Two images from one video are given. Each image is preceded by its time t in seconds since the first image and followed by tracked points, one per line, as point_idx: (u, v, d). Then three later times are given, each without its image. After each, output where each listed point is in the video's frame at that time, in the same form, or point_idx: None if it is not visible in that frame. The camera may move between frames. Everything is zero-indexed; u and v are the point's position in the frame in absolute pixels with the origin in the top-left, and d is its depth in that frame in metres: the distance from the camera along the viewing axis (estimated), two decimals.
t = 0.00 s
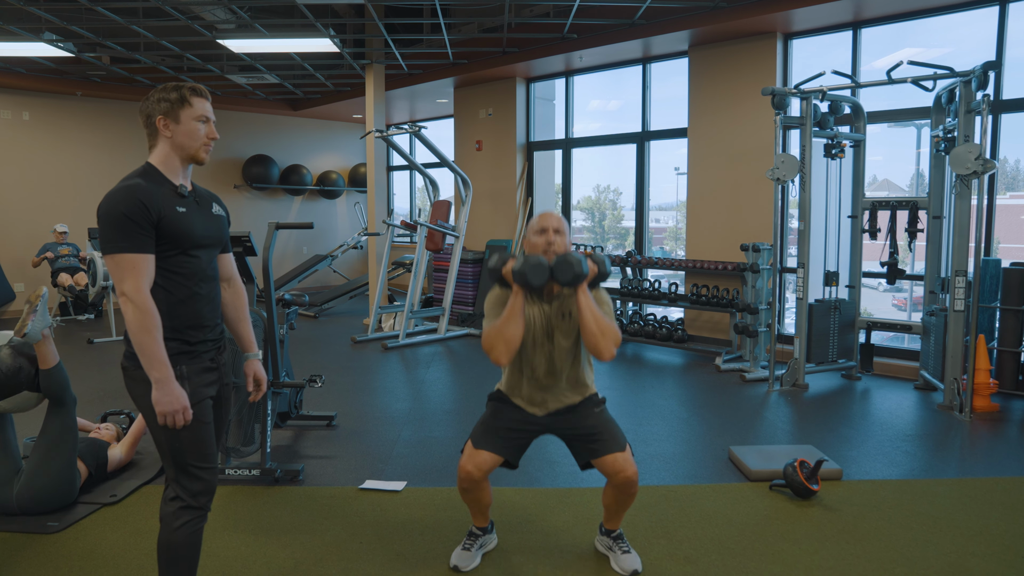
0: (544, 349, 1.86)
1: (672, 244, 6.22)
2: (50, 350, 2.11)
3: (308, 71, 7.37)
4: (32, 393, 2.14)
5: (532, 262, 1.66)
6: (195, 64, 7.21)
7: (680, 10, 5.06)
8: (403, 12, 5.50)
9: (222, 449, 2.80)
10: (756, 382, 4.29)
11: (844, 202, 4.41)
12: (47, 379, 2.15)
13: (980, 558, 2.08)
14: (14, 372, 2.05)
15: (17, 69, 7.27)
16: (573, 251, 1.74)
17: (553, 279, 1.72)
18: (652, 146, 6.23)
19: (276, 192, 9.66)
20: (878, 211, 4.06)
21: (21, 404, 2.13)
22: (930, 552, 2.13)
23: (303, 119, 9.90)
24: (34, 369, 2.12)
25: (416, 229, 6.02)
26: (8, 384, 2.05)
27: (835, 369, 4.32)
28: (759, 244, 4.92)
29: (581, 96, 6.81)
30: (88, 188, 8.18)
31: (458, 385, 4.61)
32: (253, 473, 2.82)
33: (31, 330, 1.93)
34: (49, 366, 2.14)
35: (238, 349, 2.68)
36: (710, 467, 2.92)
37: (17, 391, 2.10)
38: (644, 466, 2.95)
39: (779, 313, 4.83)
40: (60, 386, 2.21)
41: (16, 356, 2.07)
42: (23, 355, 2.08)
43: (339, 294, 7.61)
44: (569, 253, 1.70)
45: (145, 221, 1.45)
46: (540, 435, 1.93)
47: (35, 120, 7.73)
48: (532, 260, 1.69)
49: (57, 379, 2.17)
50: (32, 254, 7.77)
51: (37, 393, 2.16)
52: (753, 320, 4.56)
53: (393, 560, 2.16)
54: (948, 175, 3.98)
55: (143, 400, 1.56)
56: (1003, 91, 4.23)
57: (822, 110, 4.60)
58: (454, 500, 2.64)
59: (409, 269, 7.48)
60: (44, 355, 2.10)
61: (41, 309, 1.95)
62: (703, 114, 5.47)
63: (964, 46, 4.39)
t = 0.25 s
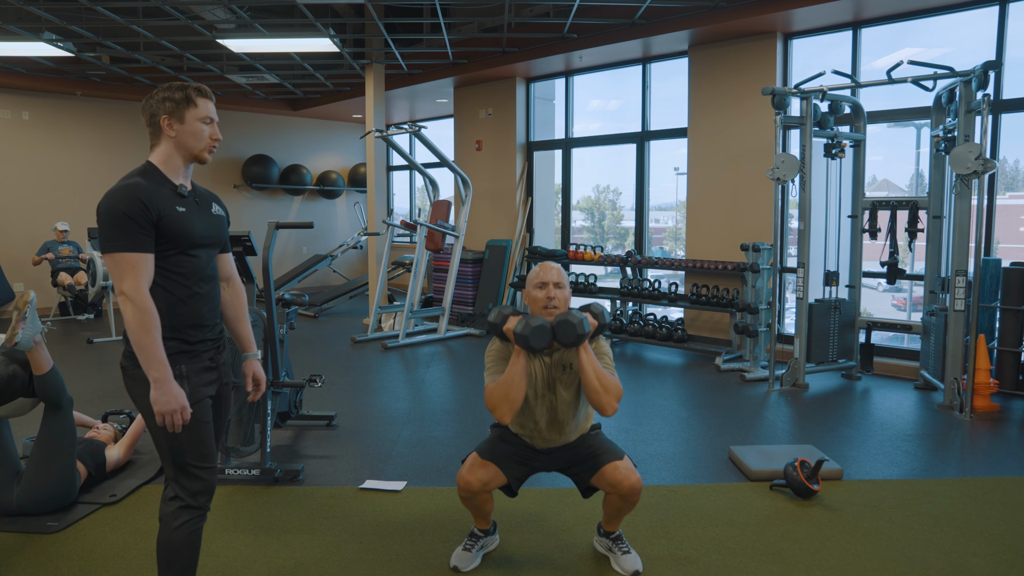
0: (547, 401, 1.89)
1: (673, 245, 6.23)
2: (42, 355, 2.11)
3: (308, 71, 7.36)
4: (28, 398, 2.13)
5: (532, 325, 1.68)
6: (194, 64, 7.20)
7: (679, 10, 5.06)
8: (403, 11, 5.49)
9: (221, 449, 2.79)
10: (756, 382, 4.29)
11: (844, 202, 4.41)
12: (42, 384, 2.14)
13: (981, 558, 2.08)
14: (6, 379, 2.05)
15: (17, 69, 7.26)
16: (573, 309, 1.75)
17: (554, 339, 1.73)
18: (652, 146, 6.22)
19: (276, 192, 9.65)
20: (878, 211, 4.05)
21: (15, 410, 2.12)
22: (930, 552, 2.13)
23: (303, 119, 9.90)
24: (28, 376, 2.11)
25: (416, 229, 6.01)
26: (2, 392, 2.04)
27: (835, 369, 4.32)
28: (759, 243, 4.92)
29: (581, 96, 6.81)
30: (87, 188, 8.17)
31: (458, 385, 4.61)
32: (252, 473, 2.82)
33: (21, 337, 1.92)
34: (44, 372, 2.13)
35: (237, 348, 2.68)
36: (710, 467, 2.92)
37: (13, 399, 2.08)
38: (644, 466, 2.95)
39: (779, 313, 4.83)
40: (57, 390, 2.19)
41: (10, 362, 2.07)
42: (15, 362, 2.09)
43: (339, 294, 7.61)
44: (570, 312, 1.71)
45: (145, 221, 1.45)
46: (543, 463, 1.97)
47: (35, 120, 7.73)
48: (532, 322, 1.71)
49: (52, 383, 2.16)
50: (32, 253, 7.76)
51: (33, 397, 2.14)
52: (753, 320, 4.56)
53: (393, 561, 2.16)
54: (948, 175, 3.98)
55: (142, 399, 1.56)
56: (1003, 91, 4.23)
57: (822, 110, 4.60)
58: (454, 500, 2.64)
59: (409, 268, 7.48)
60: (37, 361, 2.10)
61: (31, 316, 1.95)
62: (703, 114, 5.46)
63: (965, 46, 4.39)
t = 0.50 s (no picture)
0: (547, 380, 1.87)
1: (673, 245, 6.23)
2: (39, 358, 2.10)
3: (308, 71, 7.36)
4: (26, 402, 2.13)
5: (532, 304, 1.65)
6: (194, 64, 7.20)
7: (679, 10, 5.06)
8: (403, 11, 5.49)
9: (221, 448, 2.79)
10: (756, 382, 4.29)
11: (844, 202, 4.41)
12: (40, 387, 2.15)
13: (982, 558, 2.08)
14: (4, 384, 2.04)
15: (17, 69, 7.26)
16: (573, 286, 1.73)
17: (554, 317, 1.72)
18: (652, 146, 6.22)
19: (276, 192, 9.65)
20: (878, 211, 4.05)
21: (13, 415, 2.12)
22: (931, 552, 2.13)
23: (303, 119, 9.89)
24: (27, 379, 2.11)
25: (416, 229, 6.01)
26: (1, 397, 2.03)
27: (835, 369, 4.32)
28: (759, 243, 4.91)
29: (581, 96, 6.80)
30: (87, 188, 8.17)
31: (458, 385, 4.61)
32: (252, 473, 2.81)
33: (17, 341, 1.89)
34: (41, 374, 2.13)
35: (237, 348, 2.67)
36: (711, 467, 2.91)
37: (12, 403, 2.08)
38: (645, 466, 2.94)
39: (779, 313, 4.83)
40: (53, 391, 2.20)
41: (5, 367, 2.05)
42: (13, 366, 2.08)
43: (339, 294, 7.60)
44: (570, 290, 1.69)
45: (145, 220, 1.45)
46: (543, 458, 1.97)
47: (34, 119, 7.72)
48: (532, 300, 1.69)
49: (49, 387, 2.16)
50: (31, 253, 7.76)
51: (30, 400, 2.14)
52: (753, 320, 4.56)
53: (393, 561, 2.16)
54: (949, 174, 3.98)
55: (142, 399, 1.55)
56: (1003, 91, 4.23)
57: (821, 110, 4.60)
58: (454, 500, 2.64)
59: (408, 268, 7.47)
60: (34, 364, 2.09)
61: (26, 318, 1.91)
62: (703, 114, 5.46)
63: (965, 45, 4.39)
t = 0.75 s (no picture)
0: (548, 309, 1.84)
1: (674, 246, 6.23)
2: (31, 370, 2.07)
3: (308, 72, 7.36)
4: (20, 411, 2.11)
5: (533, 217, 1.63)
6: (195, 65, 7.20)
7: (679, 11, 5.07)
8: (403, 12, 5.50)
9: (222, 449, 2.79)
10: (757, 382, 4.29)
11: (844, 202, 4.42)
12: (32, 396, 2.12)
13: (984, 559, 2.08)
14: None
15: (17, 69, 7.26)
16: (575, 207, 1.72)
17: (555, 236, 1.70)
18: (652, 146, 6.23)
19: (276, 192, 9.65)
20: (879, 212, 4.05)
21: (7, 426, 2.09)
22: (932, 552, 2.13)
23: (303, 119, 9.89)
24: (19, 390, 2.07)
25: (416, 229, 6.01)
26: None
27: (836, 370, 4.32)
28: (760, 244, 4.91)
29: (581, 96, 6.80)
30: (87, 189, 8.17)
31: (459, 385, 4.61)
32: (253, 474, 2.82)
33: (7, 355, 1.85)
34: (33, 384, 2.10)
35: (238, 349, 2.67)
36: (712, 468, 2.91)
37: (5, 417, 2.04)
38: (646, 467, 2.94)
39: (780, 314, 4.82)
40: (48, 398, 2.18)
41: None
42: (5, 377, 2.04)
43: (339, 294, 7.61)
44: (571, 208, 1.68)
45: (148, 221, 1.45)
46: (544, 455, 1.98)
47: (34, 120, 7.72)
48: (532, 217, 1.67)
49: (42, 395, 2.15)
50: (31, 253, 7.76)
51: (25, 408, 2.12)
52: (754, 320, 4.56)
53: (395, 561, 2.16)
54: (949, 175, 3.98)
55: (144, 399, 1.55)
56: (1004, 92, 4.24)
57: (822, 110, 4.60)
58: (455, 501, 2.64)
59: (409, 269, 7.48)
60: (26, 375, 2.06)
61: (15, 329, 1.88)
62: (703, 114, 5.46)
63: (966, 45, 4.39)
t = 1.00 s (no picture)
0: (551, 272, 1.86)
1: (674, 247, 6.24)
2: (22, 384, 2.05)
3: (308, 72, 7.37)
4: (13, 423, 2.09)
5: (535, 175, 1.68)
6: (195, 65, 7.21)
7: (679, 12, 5.08)
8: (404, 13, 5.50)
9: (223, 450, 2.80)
10: (757, 383, 4.30)
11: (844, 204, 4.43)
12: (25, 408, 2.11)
13: (984, 559, 2.09)
14: None
15: (18, 70, 7.26)
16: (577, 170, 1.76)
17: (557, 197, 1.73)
18: (652, 147, 6.24)
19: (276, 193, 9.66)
20: (879, 213, 4.06)
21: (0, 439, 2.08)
22: (933, 553, 2.14)
23: (303, 120, 9.90)
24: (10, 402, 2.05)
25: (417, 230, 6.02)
26: None
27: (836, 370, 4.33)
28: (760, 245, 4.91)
29: (581, 96, 6.81)
30: (88, 189, 8.18)
31: (459, 386, 4.61)
32: (255, 474, 2.82)
33: None
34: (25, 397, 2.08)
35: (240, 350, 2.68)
36: (713, 468, 2.92)
37: None
38: (646, 467, 2.95)
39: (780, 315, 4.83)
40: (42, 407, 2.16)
41: None
42: None
43: (339, 295, 7.61)
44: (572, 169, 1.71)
45: (153, 223, 1.45)
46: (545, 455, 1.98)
47: (35, 121, 7.72)
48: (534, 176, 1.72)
49: (35, 408, 2.13)
50: (32, 254, 7.77)
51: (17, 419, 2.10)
52: (754, 321, 4.57)
53: (397, 561, 2.16)
54: (949, 176, 3.98)
55: (148, 400, 1.56)
56: (1004, 93, 4.24)
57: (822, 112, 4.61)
58: (457, 501, 2.65)
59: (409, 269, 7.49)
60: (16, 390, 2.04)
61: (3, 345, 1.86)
62: (703, 115, 5.47)
63: (966, 46, 4.39)
